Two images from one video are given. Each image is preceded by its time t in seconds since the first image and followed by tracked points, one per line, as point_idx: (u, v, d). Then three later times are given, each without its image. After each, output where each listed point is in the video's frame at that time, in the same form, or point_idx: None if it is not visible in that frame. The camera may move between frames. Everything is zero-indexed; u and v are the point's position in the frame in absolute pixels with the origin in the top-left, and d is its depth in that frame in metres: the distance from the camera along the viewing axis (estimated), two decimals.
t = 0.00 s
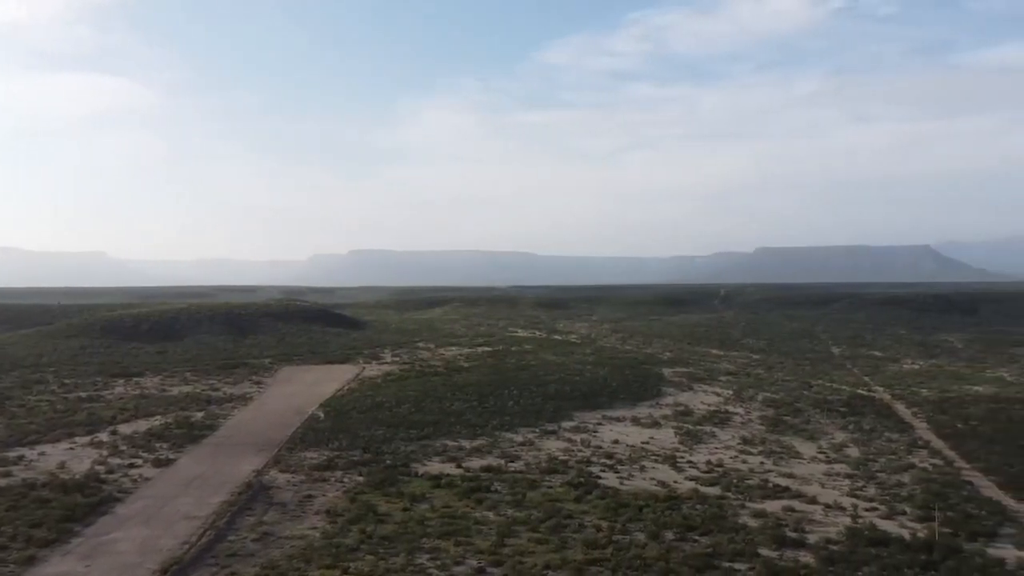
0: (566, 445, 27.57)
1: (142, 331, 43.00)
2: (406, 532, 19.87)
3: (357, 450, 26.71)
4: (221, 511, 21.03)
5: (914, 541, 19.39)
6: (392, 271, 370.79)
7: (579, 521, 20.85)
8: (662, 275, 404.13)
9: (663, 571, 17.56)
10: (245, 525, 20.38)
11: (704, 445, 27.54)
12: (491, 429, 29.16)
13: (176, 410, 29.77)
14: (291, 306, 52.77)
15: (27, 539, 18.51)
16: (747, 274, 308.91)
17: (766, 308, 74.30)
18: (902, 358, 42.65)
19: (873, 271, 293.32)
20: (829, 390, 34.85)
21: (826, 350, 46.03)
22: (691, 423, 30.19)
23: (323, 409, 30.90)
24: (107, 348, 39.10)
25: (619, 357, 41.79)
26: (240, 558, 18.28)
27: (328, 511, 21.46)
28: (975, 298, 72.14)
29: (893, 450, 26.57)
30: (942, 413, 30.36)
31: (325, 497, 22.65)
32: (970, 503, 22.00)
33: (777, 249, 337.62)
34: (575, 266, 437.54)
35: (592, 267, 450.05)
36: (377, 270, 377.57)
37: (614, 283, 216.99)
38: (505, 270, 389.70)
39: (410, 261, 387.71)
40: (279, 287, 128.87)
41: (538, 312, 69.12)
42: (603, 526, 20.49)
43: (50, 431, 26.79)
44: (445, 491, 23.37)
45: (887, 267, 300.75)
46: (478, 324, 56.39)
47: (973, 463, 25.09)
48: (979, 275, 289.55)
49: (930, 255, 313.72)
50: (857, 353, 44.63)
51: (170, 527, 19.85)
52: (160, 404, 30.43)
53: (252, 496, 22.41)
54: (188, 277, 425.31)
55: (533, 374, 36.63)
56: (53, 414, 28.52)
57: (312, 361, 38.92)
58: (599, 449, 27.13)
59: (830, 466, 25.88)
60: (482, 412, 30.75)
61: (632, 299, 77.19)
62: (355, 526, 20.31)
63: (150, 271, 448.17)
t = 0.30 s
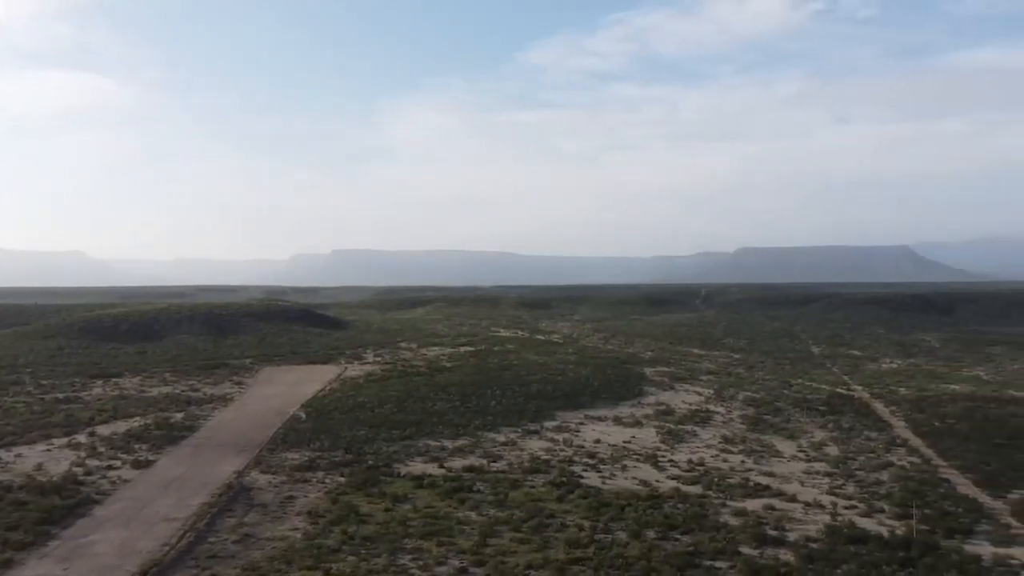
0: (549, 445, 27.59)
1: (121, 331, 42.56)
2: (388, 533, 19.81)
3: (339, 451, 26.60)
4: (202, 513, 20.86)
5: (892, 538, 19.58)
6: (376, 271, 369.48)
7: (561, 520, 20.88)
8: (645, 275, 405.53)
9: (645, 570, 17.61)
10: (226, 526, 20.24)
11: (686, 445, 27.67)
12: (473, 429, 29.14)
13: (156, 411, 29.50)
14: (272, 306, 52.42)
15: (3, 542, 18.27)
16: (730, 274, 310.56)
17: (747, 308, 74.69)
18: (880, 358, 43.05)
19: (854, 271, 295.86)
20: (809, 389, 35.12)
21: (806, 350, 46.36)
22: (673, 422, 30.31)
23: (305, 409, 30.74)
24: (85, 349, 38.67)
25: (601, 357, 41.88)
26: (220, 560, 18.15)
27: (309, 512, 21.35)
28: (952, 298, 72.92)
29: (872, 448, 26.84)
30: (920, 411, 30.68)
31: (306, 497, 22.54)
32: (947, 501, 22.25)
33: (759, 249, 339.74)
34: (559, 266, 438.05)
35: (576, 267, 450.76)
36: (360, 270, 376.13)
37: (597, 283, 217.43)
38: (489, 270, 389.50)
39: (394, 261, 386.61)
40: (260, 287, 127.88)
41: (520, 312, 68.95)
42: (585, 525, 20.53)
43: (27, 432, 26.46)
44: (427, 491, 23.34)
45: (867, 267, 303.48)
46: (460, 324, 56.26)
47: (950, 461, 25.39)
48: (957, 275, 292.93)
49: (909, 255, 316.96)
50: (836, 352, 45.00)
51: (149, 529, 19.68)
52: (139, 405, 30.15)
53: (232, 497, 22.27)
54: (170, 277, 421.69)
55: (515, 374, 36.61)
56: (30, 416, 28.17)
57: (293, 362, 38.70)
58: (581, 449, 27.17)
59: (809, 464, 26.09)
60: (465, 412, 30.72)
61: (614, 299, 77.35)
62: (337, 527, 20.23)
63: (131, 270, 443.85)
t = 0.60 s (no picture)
0: (533, 445, 27.60)
1: (102, 331, 42.18)
2: (372, 533, 19.75)
3: (323, 452, 26.49)
4: (184, 514, 20.73)
5: (873, 536, 19.74)
6: (362, 271, 368.29)
7: (545, 520, 20.88)
8: (631, 274, 406.62)
9: (628, 569, 17.66)
10: (208, 528, 20.12)
11: (670, 444, 27.77)
12: (458, 429, 29.10)
13: (137, 412, 29.27)
14: (255, 306, 52.13)
15: None
16: (716, 274, 311.95)
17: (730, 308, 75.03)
18: (862, 357, 43.37)
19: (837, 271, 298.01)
20: (791, 388, 35.37)
21: (788, 349, 46.65)
22: (656, 421, 30.42)
23: (288, 410, 30.59)
24: (66, 350, 38.29)
25: (585, 357, 41.96)
26: (203, 562, 18.03)
27: (293, 513, 21.25)
28: (932, 298, 73.60)
29: (854, 447, 27.04)
30: (901, 410, 30.94)
31: (289, 498, 22.42)
32: (927, 499, 22.46)
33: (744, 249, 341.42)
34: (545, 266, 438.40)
35: (562, 266, 451.22)
36: (346, 270, 374.82)
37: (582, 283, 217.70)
38: (475, 270, 389.15)
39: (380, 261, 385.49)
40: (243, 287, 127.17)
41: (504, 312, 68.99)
42: (570, 525, 20.56)
43: (6, 434, 26.17)
44: (411, 491, 23.30)
45: (851, 267, 305.74)
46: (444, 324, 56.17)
47: (930, 460, 25.62)
48: (939, 276, 295.69)
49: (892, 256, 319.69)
50: (818, 352, 45.30)
51: (130, 531, 19.53)
52: (121, 406, 29.89)
53: (215, 498, 22.14)
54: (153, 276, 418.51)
55: (499, 374, 36.59)
56: (10, 417, 27.87)
57: (277, 362, 38.51)
58: (565, 449, 27.20)
59: (792, 463, 26.25)
60: (449, 412, 30.68)
61: (599, 299, 77.49)
62: (320, 528, 20.14)
63: (114, 270, 440.03)
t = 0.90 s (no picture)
0: (515, 445, 27.61)
1: (79, 331, 41.72)
2: (354, 534, 19.67)
3: (304, 452, 26.35)
4: (163, 516, 20.55)
5: (852, 533, 19.92)
6: (345, 271, 366.78)
7: (527, 520, 20.89)
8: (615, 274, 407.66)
9: (610, 569, 17.71)
10: (188, 530, 19.96)
11: (651, 443, 27.87)
12: (439, 429, 29.06)
13: (116, 413, 28.98)
14: (236, 306, 51.75)
15: None
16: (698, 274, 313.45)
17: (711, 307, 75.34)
18: (841, 356, 43.74)
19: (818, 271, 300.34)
20: (771, 387, 35.63)
21: (769, 349, 46.97)
22: (638, 420, 30.53)
23: (269, 410, 30.40)
24: (42, 350, 37.84)
25: (567, 357, 42.02)
26: (182, 564, 17.88)
27: (274, 514, 21.12)
28: (909, 298, 74.31)
29: (833, 445, 27.27)
30: (879, 409, 31.25)
31: (269, 500, 22.29)
32: (905, 496, 22.70)
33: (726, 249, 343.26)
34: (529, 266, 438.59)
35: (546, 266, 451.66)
36: (330, 269, 373.16)
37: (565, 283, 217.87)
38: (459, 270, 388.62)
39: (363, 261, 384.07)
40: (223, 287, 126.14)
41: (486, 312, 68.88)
42: (552, 525, 20.58)
43: None
44: (393, 491, 23.24)
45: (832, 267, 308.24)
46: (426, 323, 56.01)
47: (908, 458, 25.89)
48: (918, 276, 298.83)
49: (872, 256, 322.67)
50: (797, 351, 45.62)
51: (108, 533, 19.34)
52: (99, 407, 29.58)
53: (195, 500, 21.97)
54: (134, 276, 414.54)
55: (481, 374, 36.56)
56: None
57: (257, 362, 38.26)
58: (547, 448, 27.23)
59: (772, 462, 26.43)
60: (431, 412, 30.63)
61: (580, 299, 77.62)
62: (301, 529, 20.04)
63: (94, 270, 435.40)
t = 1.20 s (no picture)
0: (497, 445, 27.61)
1: (57, 332, 41.26)
2: (335, 535, 19.59)
3: (285, 453, 26.21)
4: (142, 518, 20.37)
5: (832, 531, 20.08)
6: (329, 270, 365.17)
7: (509, 520, 20.89)
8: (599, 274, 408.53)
9: (591, 568, 17.74)
10: (167, 532, 19.79)
11: (632, 443, 27.96)
12: (421, 429, 29.00)
13: (94, 415, 28.68)
14: (216, 306, 51.41)
15: None
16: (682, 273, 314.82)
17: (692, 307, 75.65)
18: (821, 356, 44.10)
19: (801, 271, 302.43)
20: (751, 386, 35.86)
21: (749, 348, 47.24)
22: (620, 420, 30.62)
23: (249, 411, 30.21)
24: (18, 351, 37.37)
25: (549, 356, 42.06)
26: (162, 566, 17.72)
27: (254, 516, 21.00)
28: (888, 298, 75.00)
29: (812, 444, 27.48)
30: (858, 408, 31.53)
31: (250, 501, 22.15)
32: (883, 494, 22.91)
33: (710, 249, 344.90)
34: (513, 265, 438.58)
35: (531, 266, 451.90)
36: (313, 269, 371.42)
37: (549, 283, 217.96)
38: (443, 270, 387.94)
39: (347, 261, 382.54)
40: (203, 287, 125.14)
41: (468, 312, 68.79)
42: (534, 524, 20.60)
43: None
44: (375, 492, 23.17)
45: (814, 266, 310.51)
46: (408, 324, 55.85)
47: (886, 456, 26.14)
48: (899, 276, 301.72)
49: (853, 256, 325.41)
50: (777, 351, 45.92)
51: (86, 536, 19.13)
52: (76, 409, 29.26)
53: (174, 502, 21.79)
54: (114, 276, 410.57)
55: (463, 374, 36.52)
56: None
57: (238, 363, 38.01)
58: (529, 448, 27.26)
59: (752, 460, 26.58)
60: (413, 413, 30.57)
61: (563, 299, 77.69)
62: (282, 530, 19.93)
63: (75, 270, 430.87)
